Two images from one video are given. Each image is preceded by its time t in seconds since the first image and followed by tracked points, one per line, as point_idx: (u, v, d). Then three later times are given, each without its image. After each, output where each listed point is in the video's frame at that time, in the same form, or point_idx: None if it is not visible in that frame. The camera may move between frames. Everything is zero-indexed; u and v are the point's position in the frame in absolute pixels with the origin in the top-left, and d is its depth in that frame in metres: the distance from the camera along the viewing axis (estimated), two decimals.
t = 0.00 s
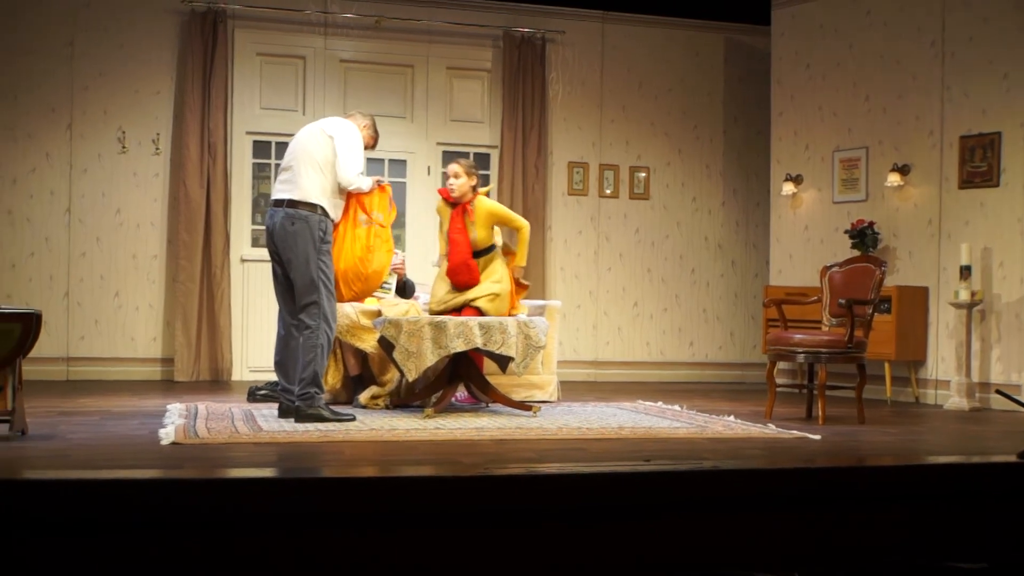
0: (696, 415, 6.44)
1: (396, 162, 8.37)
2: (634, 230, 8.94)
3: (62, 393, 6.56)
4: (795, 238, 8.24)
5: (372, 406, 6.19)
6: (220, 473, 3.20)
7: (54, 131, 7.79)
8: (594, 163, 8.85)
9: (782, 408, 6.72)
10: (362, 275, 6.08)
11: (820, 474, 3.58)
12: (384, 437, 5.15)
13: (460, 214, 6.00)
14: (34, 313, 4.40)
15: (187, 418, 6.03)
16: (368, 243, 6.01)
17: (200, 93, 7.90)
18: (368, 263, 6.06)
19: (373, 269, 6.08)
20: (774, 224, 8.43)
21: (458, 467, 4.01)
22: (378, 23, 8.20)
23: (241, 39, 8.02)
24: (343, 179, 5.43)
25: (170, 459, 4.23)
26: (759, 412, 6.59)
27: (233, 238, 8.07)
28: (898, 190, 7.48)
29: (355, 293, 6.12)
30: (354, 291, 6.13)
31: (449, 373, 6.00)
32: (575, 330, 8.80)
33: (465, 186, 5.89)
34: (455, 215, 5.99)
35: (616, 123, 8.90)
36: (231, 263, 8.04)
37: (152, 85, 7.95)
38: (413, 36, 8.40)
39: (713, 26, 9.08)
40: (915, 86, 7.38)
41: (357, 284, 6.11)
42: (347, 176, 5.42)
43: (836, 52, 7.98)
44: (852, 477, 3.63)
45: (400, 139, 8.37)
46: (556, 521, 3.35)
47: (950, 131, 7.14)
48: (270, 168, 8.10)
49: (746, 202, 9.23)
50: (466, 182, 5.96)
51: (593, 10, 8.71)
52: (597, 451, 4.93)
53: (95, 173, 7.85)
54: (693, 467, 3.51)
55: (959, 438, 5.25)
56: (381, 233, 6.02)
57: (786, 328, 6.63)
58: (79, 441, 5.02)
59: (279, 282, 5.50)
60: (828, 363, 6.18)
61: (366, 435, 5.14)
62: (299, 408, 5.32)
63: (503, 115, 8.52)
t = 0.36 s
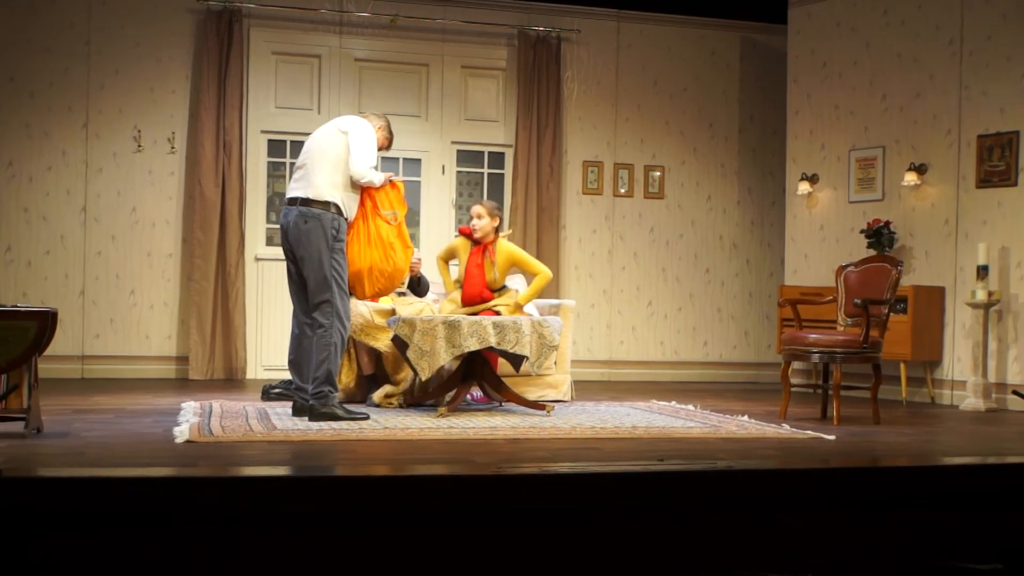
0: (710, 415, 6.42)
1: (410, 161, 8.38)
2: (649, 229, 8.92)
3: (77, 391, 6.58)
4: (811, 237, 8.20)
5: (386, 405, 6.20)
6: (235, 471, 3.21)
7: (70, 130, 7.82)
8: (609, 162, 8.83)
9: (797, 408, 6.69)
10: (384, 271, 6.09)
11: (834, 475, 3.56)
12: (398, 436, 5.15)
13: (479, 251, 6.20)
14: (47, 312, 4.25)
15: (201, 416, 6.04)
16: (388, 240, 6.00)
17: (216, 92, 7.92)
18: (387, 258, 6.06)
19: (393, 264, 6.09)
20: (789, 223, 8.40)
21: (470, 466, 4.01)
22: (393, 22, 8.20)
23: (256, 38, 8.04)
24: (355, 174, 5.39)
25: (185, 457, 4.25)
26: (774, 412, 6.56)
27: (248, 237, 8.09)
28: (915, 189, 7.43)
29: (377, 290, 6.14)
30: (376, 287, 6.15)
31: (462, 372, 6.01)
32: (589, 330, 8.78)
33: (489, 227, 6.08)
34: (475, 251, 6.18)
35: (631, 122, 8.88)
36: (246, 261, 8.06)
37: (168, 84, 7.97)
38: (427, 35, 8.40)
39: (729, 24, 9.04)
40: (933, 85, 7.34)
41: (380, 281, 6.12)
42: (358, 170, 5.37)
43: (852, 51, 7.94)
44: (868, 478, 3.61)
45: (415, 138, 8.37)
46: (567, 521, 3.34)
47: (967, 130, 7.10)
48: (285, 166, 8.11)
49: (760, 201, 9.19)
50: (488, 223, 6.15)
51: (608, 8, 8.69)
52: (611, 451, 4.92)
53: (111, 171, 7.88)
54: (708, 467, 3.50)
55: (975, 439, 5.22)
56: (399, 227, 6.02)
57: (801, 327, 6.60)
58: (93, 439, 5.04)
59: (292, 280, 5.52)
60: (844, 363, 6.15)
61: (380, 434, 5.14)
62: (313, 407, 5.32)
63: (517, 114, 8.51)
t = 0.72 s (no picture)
0: (718, 417, 6.41)
1: (417, 164, 8.38)
2: (656, 231, 8.91)
3: (86, 396, 6.60)
4: (818, 238, 8.19)
5: (394, 408, 6.21)
6: (243, 475, 3.22)
7: (78, 135, 7.85)
8: (615, 164, 8.83)
9: (806, 410, 6.67)
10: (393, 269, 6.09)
11: (842, 476, 3.55)
12: (406, 439, 5.15)
13: (480, 249, 6.35)
14: (57, 316, 4.27)
15: (210, 420, 6.06)
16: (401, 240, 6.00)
17: (223, 96, 7.94)
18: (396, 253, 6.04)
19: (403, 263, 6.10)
20: (797, 224, 8.39)
21: (478, 468, 4.02)
22: (399, 25, 8.21)
23: (263, 42, 8.06)
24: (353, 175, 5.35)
25: (194, 461, 4.25)
26: (783, 413, 6.54)
27: (256, 240, 8.10)
28: (922, 190, 7.41)
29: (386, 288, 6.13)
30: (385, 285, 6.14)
31: (470, 375, 6.01)
32: (596, 333, 8.78)
33: (484, 226, 6.23)
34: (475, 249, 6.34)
35: (638, 124, 8.87)
36: (254, 265, 8.07)
37: (174, 89, 7.99)
38: (434, 38, 8.41)
39: (735, 25, 9.03)
40: (940, 85, 7.32)
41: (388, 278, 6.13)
42: (356, 170, 5.32)
43: (859, 52, 7.93)
44: (878, 479, 3.60)
45: (421, 141, 8.38)
46: (575, 522, 3.34)
47: (975, 130, 7.08)
48: (292, 170, 8.12)
49: (768, 202, 9.18)
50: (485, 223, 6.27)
51: (613, 10, 8.69)
52: (620, 453, 4.92)
53: (119, 176, 7.90)
54: (717, 469, 3.50)
55: (985, 440, 5.20)
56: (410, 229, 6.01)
57: (810, 329, 6.59)
58: (102, 444, 5.05)
59: (299, 284, 5.53)
60: (852, 364, 6.14)
61: (388, 437, 5.14)
62: (321, 410, 5.34)
63: (524, 117, 8.51)
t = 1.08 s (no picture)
0: (736, 420, 6.40)
1: (432, 170, 8.39)
2: (672, 234, 8.89)
3: (105, 404, 6.63)
4: (835, 239, 8.15)
5: (412, 414, 6.22)
6: (263, 482, 3.24)
7: (95, 145, 7.89)
8: (630, 167, 8.82)
9: (824, 412, 6.64)
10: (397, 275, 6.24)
11: (862, 478, 3.54)
12: (424, 445, 5.16)
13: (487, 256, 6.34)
14: (76, 326, 4.33)
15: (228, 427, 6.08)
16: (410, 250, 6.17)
17: (238, 104, 7.97)
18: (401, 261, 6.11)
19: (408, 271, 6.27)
20: (813, 226, 8.35)
21: (497, 472, 4.02)
22: (413, 32, 8.23)
23: (278, 51, 8.09)
24: (376, 192, 5.43)
25: (213, 469, 4.27)
26: (801, 416, 6.52)
27: (272, 248, 8.12)
28: (940, 190, 7.37)
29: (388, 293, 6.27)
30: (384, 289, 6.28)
31: (487, 381, 6.00)
32: (613, 337, 8.76)
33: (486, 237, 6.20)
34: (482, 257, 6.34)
35: (652, 127, 8.86)
36: (271, 273, 8.09)
37: (190, 98, 8.03)
38: (448, 44, 8.43)
39: (749, 27, 9.01)
40: (956, 85, 7.28)
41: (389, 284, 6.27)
42: (382, 190, 5.43)
43: (874, 52, 7.90)
44: (898, 481, 3.58)
45: (436, 147, 8.38)
46: (596, 527, 3.33)
47: (993, 129, 7.03)
48: (308, 178, 8.15)
49: (784, 204, 9.14)
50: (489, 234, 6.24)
51: (627, 14, 8.69)
52: (638, 457, 4.91)
53: (136, 186, 7.94)
54: (736, 472, 3.49)
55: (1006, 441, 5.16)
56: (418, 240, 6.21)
57: (827, 331, 6.56)
58: (122, 452, 5.08)
59: (316, 291, 5.55)
60: (871, 366, 6.11)
61: (406, 443, 5.15)
62: (338, 417, 5.34)
63: (538, 122, 8.51)
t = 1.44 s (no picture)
0: (745, 422, 6.37)
1: (438, 172, 8.38)
2: (680, 236, 8.87)
3: (113, 408, 6.63)
4: (844, 240, 8.13)
5: (419, 417, 6.21)
6: (271, 485, 3.23)
7: (102, 150, 7.90)
8: (637, 169, 8.80)
9: (834, 414, 6.61)
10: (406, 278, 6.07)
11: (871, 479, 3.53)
12: (431, 448, 5.16)
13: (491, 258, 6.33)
14: (83, 330, 4.31)
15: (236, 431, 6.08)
16: (417, 249, 5.98)
17: (245, 107, 7.98)
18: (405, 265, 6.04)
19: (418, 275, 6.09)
20: (821, 227, 8.33)
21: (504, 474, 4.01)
22: (420, 34, 8.23)
23: (284, 54, 8.10)
24: (388, 193, 5.49)
25: (220, 472, 4.27)
26: (810, 417, 6.49)
27: (280, 251, 8.12)
28: (948, 190, 7.34)
29: (397, 299, 6.11)
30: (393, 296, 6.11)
31: (494, 383, 6.01)
32: (621, 338, 8.74)
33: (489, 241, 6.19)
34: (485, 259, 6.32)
35: (659, 128, 8.85)
36: (278, 276, 8.09)
37: (197, 102, 8.04)
38: (454, 47, 8.42)
39: (755, 27, 8.99)
40: (965, 84, 7.25)
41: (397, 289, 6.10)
42: (394, 192, 5.49)
43: (881, 52, 7.88)
44: (907, 481, 3.57)
45: (443, 149, 8.38)
46: (604, 529, 3.32)
47: (1001, 128, 7.00)
48: (314, 180, 8.15)
49: (792, 205, 9.11)
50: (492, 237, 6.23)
51: (633, 15, 8.68)
52: (646, 459, 4.89)
53: (143, 190, 7.95)
54: (744, 473, 3.48)
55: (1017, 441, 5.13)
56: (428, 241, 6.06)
57: (836, 332, 6.54)
58: (130, 456, 5.08)
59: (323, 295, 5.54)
60: (880, 367, 6.09)
61: (413, 446, 5.15)
62: (346, 420, 5.33)
63: (545, 123, 8.50)
